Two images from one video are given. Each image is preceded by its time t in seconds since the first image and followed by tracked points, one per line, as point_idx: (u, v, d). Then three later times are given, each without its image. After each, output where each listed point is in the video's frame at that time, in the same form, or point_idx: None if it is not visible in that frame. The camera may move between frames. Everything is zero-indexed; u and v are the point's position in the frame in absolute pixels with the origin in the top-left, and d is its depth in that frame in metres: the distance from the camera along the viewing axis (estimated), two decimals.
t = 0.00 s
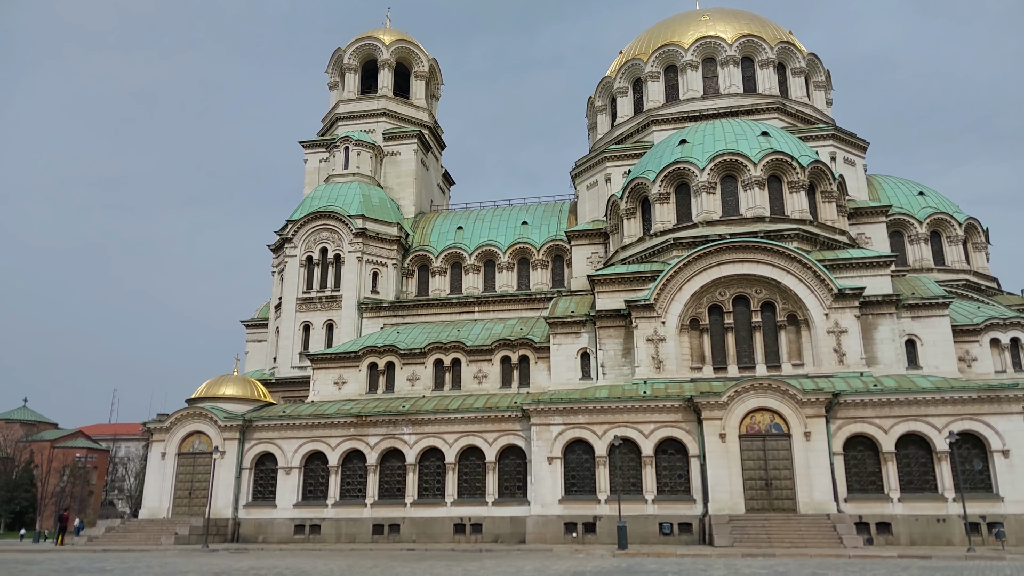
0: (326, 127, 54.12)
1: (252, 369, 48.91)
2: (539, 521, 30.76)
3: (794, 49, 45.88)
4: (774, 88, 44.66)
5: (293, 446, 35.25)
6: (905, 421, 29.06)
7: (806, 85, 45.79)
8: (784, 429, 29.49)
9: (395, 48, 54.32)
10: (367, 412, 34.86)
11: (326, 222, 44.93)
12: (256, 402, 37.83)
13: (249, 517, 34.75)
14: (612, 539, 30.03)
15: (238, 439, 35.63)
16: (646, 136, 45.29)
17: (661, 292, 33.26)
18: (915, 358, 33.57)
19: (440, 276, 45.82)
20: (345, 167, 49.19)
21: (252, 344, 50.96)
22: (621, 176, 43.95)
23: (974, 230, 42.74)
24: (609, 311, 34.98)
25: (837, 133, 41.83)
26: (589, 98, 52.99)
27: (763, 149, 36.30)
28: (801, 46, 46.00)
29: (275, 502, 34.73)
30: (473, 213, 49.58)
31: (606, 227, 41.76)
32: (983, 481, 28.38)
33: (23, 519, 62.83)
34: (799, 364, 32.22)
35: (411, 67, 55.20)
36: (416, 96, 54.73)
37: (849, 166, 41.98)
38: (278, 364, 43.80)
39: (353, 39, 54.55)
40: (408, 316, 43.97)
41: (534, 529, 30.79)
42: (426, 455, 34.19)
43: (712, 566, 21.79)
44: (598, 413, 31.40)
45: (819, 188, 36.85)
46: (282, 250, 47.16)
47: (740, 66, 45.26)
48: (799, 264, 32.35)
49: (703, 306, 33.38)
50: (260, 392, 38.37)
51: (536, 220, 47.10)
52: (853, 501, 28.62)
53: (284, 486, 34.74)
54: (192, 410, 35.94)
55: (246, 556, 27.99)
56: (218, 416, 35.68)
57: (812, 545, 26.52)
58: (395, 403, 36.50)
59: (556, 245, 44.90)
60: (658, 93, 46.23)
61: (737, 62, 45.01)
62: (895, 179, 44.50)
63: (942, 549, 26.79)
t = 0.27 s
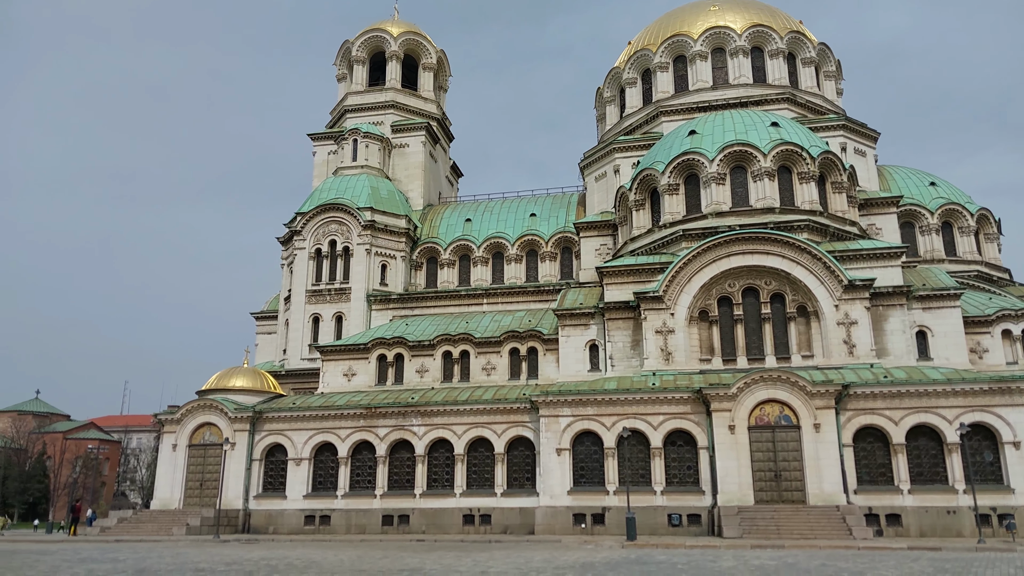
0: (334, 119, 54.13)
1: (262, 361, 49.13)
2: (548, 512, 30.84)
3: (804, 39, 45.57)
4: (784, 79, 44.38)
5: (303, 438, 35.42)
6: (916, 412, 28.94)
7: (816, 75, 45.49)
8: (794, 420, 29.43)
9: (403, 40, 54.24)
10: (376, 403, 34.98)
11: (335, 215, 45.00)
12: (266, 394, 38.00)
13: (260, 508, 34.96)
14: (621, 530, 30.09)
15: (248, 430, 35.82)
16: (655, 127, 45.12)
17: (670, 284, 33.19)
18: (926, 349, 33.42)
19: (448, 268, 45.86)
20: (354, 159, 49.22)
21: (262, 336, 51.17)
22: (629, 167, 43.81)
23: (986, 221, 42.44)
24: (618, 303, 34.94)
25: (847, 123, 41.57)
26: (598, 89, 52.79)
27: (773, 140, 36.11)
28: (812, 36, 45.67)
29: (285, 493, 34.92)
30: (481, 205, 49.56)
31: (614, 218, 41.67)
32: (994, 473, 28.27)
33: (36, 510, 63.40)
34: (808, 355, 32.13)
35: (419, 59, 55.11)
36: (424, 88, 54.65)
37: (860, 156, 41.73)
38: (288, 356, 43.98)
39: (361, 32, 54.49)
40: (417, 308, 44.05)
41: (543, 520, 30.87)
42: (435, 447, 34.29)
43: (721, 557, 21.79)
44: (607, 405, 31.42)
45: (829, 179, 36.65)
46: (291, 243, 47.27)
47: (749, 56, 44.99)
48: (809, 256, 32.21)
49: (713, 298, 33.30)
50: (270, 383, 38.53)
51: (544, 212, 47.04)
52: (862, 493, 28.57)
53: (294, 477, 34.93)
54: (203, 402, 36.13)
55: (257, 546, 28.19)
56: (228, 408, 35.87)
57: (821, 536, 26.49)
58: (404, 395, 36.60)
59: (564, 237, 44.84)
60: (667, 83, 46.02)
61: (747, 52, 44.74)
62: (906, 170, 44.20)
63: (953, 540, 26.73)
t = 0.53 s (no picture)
0: (345, 118, 54.26)
1: (274, 360, 49.36)
2: (561, 509, 30.84)
3: (816, 32, 45.26)
4: (795, 72, 44.11)
5: (316, 435, 35.56)
6: (931, 407, 28.73)
7: (828, 68, 45.18)
8: (807, 416, 29.29)
9: (412, 38, 54.28)
10: (388, 401, 35.07)
11: (346, 213, 45.12)
12: (279, 392, 38.18)
13: (273, 506, 35.14)
14: (634, 526, 30.06)
15: (262, 428, 36.00)
16: (665, 122, 44.96)
17: (682, 280, 33.08)
18: (941, 344, 33.17)
19: (459, 265, 45.90)
20: (365, 158, 49.33)
21: (274, 335, 51.42)
22: (640, 163, 43.69)
23: (1001, 214, 42.05)
24: (630, 299, 34.87)
25: (860, 117, 41.28)
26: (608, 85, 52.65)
27: (785, 134, 35.91)
28: (823, 29, 45.35)
29: (298, 491, 35.08)
30: (492, 202, 49.56)
31: (625, 214, 41.57)
32: (1010, 468, 28.03)
33: (53, 508, 64.01)
34: (821, 350, 31.96)
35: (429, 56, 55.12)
36: (434, 86, 54.68)
37: (873, 150, 41.44)
38: (301, 355, 44.17)
39: (370, 30, 54.57)
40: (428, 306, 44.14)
41: (556, 517, 30.88)
42: (447, 444, 34.36)
43: (734, 553, 21.72)
44: (619, 401, 31.37)
45: (841, 172, 36.42)
46: (302, 242, 47.44)
47: (760, 50, 44.74)
48: (822, 250, 32.02)
49: (725, 293, 33.16)
50: (283, 381, 38.71)
51: (555, 209, 46.98)
52: (877, 488, 28.41)
53: (308, 475, 35.08)
54: (216, 400, 36.35)
55: (271, 544, 28.35)
56: (242, 406, 36.07)
57: (835, 532, 26.36)
58: (416, 393, 36.68)
59: (575, 233, 44.78)
60: (677, 78, 45.84)
61: (758, 46, 44.48)
62: (920, 163, 43.86)
63: (968, 536, 26.53)
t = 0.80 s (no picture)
0: (355, 111, 54.28)
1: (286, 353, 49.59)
2: (572, 501, 30.88)
3: (828, 21, 44.85)
4: (807, 62, 43.77)
5: (328, 428, 35.71)
6: (945, 398, 28.53)
7: (840, 58, 44.79)
8: (819, 408, 29.17)
9: (422, 31, 54.19)
10: (400, 394, 35.17)
11: (357, 207, 45.18)
12: (291, 385, 38.36)
13: (286, 498, 35.35)
14: (646, 518, 30.06)
15: (274, 421, 36.20)
16: (676, 113, 44.74)
17: (693, 272, 32.95)
18: (954, 335, 32.92)
19: (469, 258, 45.92)
20: (374, 151, 49.36)
21: (286, 328, 51.64)
22: (651, 154, 43.51)
23: (1016, 203, 41.63)
24: (640, 291, 34.79)
25: (873, 106, 40.93)
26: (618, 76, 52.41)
27: (797, 124, 35.66)
28: (836, 18, 44.94)
29: (311, 483, 35.27)
30: (502, 195, 49.51)
31: (636, 206, 41.44)
32: None
33: (69, 501, 64.66)
34: (834, 342, 31.80)
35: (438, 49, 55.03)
36: (443, 78, 54.60)
37: (886, 139, 41.09)
38: (312, 348, 44.35)
39: (380, 23, 54.53)
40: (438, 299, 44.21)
41: (567, 509, 30.93)
42: (458, 436, 34.44)
43: (746, 545, 21.70)
44: (630, 394, 31.33)
45: (854, 163, 36.15)
46: (313, 235, 47.56)
47: (772, 39, 44.39)
48: (834, 241, 31.82)
49: (736, 285, 33.02)
50: (295, 374, 38.88)
51: (565, 201, 46.88)
52: (890, 480, 28.28)
53: (320, 468, 35.25)
54: (229, 394, 36.56)
55: (284, 536, 28.54)
56: (254, 399, 36.28)
57: (848, 524, 26.27)
58: (428, 385, 36.77)
59: (585, 225, 44.69)
60: (688, 69, 45.58)
61: (769, 36, 44.14)
62: (933, 152, 43.47)
63: (983, 527, 26.38)
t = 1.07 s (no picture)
0: (363, 105, 54.29)
1: (297, 347, 49.79)
2: (582, 494, 30.91)
3: (839, 11, 44.48)
4: (817, 52, 43.45)
5: (339, 422, 35.85)
6: (958, 390, 28.33)
7: (851, 47, 44.42)
8: (831, 400, 29.05)
9: (429, 24, 54.09)
10: (410, 387, 35.26)
11: (366, 201, 45.24)
12: (302, 380, 38.52)
13: (298, 492, 35.54)
14: (656, 511, 30.06)
15: (285, 415, 36.37)
16: (685, 104, 44.54)
17: (703, 264, 32.85)
18: (967, 326, 32.70)
19: (478, 252, 45.92)
20: (383, 145, 49.38)
21: (296, 323, 51.85)
22: (660, 146, 43.34)
23: None
24: (650, 284, 34.70)
25: (884, 96, 40.60)
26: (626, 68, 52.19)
27: (807, 115, 35.42)
28: (846, 7, 44.57)
29: (322, 477, 35.44)
30: (510, 188, 49.46)
31: (645, 198, 41.31)
32: None
33: (83, 495, 65.27)
34: (845, 334, 31.64)
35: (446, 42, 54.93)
36: (451, 71, 54.52)
37: (897, 129, 40.77)
38: (323, 342, 44.50)
39: (388, 16, 54.46)
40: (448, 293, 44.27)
41: (577, 502, 30.96)
42: (468, 430, 34.52)
43: (758, 538, 21.66)
44: (640, 387, 31.29)
45: (865, 153, 35.89)
46: (323, 230, 47.67)
47: (782, 29, 44.07)
48: (845, 233, 31.63)
49: (747, 277, 32.89)
50: (306, 369, 39.04)
51: (574, 194, 46.78)
52: (902, 472, 28.15)
53: (331, 461, 35.41)
54: (240, 388, 36.75)
55: (296, 529, 28.70)
56: (265, 394, 36.45)
57: (860, 516, 26.18)
58: (437, 379, 36.84)
59: (594, 218, 44.60)
60: (697, 60, 45.33)
61: (779, 26, 43.82)
62: (946, 142, 43.11)
63: (995, 520, 26.23)
